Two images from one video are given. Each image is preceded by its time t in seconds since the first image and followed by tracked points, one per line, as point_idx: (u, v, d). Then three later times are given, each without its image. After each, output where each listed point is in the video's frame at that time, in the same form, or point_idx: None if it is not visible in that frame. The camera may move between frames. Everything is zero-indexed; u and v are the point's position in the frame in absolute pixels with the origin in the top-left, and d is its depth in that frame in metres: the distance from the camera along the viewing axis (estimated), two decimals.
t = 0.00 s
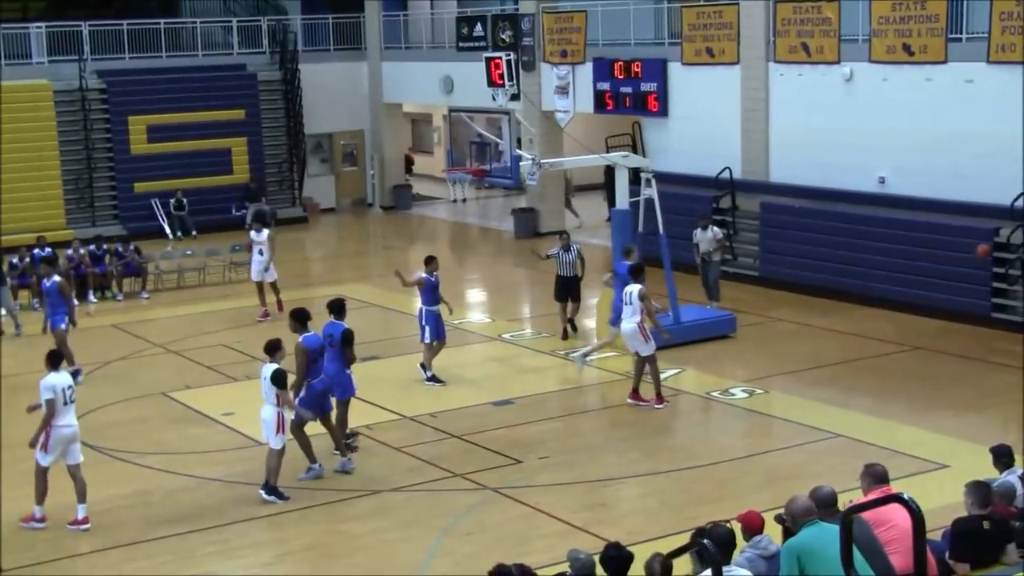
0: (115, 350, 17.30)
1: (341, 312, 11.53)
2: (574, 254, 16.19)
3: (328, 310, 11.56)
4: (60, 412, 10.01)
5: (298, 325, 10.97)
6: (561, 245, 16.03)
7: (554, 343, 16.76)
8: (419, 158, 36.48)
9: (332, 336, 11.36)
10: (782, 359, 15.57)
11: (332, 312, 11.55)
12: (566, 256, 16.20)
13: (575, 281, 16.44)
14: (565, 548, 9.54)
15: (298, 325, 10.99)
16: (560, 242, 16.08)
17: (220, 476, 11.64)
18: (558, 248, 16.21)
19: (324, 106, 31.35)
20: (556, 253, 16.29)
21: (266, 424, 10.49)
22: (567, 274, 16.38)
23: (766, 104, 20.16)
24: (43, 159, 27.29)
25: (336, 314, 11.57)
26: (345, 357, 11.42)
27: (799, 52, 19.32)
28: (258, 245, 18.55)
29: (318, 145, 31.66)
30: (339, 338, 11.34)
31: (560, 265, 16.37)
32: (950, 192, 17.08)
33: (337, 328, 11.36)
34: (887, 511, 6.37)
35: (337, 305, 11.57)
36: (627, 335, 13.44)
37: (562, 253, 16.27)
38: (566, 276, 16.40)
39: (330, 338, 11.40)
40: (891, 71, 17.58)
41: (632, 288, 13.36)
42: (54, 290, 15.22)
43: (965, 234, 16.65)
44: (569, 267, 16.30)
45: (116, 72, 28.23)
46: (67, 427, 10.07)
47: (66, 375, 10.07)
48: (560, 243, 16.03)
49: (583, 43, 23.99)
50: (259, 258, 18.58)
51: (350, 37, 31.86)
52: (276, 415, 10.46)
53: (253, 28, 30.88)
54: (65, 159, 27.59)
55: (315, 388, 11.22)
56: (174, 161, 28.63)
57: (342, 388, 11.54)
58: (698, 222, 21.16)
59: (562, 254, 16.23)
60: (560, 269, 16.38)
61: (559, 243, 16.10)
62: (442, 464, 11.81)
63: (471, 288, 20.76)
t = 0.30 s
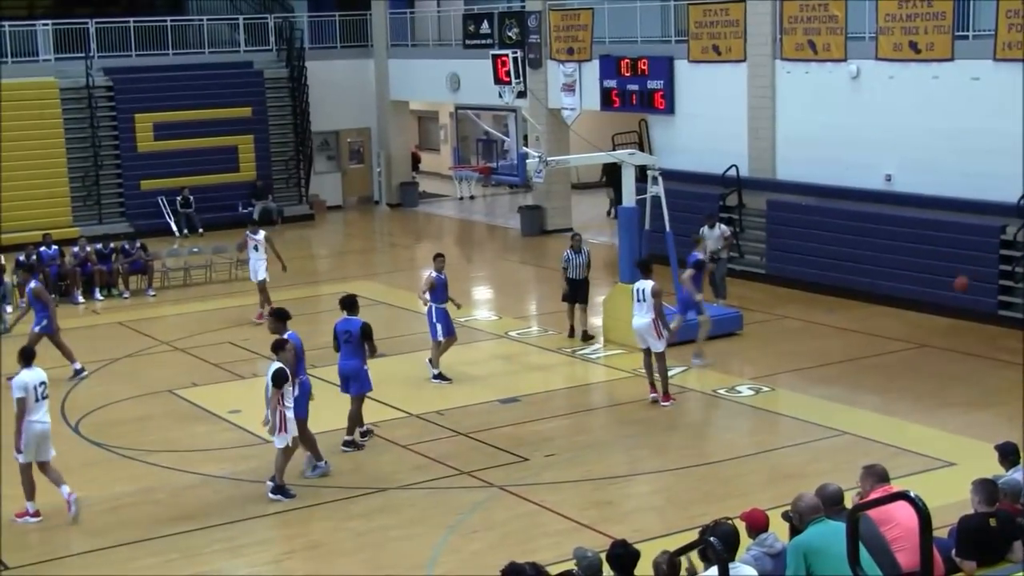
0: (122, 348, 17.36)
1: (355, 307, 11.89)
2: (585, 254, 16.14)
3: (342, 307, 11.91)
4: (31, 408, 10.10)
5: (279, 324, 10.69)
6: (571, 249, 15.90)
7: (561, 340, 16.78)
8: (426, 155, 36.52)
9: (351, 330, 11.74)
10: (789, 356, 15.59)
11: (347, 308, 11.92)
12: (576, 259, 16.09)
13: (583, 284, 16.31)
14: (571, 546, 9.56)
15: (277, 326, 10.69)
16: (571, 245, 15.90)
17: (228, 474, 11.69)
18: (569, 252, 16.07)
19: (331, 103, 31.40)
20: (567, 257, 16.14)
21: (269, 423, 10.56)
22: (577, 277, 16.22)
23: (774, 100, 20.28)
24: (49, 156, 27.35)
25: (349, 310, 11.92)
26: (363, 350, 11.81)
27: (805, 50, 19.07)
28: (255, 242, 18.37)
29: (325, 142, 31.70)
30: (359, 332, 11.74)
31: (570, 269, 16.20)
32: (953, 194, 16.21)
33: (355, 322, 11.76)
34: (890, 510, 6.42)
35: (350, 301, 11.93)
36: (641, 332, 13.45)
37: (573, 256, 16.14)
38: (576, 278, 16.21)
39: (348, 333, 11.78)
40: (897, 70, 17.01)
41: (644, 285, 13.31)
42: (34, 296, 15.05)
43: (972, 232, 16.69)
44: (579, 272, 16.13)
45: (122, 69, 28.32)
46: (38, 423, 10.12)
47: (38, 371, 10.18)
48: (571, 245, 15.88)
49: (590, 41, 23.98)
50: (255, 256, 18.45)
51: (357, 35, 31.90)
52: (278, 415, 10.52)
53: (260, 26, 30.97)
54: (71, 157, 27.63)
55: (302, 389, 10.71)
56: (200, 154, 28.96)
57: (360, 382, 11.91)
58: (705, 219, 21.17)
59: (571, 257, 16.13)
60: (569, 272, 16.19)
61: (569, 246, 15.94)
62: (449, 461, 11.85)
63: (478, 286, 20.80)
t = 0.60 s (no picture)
0: (129, 347, 17.38)
1: (368, 302, 12.11)
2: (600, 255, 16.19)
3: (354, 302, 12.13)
4: (4, 404, 10.05)
5: (251, 330, 10.70)
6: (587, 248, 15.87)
7: (568, 339, 16.78)
8: (433, 154, 36.53)
9: (366, 325, 11.99)
10: (796, 355, 15.58)
11: (359, 304, 12.13)
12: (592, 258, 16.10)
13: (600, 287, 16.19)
14: (578, 544, 9.58)
15: (248, 333, 10.69)
16: (587, 245, 15.90)
17: (235, 473, 11.71)
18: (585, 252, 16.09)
19: (338, 101, 31.44)
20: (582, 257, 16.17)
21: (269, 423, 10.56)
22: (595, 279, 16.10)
23: (781, 98, 20.22)
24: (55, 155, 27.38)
25: (361, 304, 12.12)
26: (379, 343, 12.09)
27: (813, 49, 19.36)
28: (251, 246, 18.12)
29: (332, 141, 31.72)
30: (374, 326, 12.00)
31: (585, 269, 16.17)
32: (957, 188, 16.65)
33: (369, 316, 12.00)
34: (896, 510, 6.40)
35: (361, 296, 12.15)
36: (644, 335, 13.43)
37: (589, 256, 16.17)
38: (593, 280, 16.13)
39: (362, 327, 12.03)
40: (906, 68, 17.08)
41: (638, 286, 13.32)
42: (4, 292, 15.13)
43: (979, 230, 16.69)
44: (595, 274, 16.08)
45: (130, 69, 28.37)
46: (13, 420, 10.04)
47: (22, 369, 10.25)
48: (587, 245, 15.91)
49: (598, 39, 24.00)
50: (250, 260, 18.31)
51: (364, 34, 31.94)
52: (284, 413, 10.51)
53: (267, 25, 31.02)
54: (79, 156, 27.65)
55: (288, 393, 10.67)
56: (180, 156, 28.71)
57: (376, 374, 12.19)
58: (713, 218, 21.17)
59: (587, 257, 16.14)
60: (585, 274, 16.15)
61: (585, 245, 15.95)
62: (456, 460, 11.86)
63: (485, 285, 20.81)
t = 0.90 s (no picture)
0: (137, 346, 17.41)
1: (386, 299, 12.17)
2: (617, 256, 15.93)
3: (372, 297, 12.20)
4: None
5: (223, 329, 10.72)
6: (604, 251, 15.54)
7: (575, 338, 16.76)
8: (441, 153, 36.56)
9: (382, 322, 12.08)
10: (804, 354, 15.56)
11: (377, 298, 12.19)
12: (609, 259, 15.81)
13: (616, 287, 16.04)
14: (585, 544, 9.58)
15: (220, 329, 10.72)
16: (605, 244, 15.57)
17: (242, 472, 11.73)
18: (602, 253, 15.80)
19: (345, 100, 31.45)
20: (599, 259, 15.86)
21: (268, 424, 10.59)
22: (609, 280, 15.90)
23: (789, 97, 20.21)
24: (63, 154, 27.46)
25: (380, 300, 12.19)
26: (395, 339, 12.19)
27: (821, 47, 18.98)
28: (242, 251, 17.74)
29: (339, 140, 31.77)
30: (390, 323, 12.08)
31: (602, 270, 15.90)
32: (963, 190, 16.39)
33: (385, 314, 12.08)
34: (904, 509, 6.41)
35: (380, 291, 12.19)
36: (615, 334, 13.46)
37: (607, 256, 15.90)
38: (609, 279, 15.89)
39: (378, 323, 12.14)
40: (914, 67, 16.83)
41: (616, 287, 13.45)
42: None
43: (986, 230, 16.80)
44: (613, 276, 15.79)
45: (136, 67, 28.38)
46: None
47: (5, 365, 10.75)
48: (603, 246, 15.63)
49: (605, 38, 23.98)
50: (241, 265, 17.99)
51: (372, 33, 31.97)
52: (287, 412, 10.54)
53: (275, 24, 31.00)
54: (86, 155, 27.76)
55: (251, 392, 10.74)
56: (183, 155, 28.74)
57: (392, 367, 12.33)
58: (721, 217, 21.15)
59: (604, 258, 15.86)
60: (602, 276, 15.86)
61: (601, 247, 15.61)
62: (463, 459, 11.87)
63: (493, 284, 20.81)
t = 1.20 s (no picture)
0: (141, 346, 17.44)
1: (406, 294, 12.55)
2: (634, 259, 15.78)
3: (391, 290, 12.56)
4: None
5: (190, 337, 10.51)
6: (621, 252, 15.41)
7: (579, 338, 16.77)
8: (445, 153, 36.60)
9: (399, 313, 12.39)
10: (808, 354, 15.56)
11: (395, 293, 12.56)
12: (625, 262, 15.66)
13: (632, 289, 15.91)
14: (588, 543, 9.59)
15: (188, 338, 10.51)
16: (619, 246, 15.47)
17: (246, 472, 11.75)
18: (618, 255, 15.65)
19: (350, 100, 31.49)
20: (615, 261, 15.72)
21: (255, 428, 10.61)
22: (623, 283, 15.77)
23: (793, 97, 20.20)
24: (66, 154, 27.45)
25: (399, 294, 12.56)
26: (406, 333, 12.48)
27: (825, 47, 19.31)
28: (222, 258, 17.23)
29: (343, 139, 31.74)
30: (406, 316, 12.41)
31: (619, 273, 15.75)
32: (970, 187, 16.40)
33: (404, 306, 12.42)
34: (907, 508, 6.42)
35: (399, 286, 12.59)
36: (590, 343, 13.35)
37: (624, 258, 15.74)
38: (624, 283, 15.77)
39: (393, 315, 12.44)
40: (917, 66, 16.86)
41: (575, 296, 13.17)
42: None
43: (991, 229, 16.77)
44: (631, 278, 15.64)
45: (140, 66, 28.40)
46: None
47: None
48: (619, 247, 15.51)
49: (610, 38, 24.00)
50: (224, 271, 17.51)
51: (376, 32, 31.98)
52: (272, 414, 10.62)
53: (279, 23, 30.99)
54: (90, 155, 27.75)
55: (213, 403, 10.59)
56: (181, 155, 28.69)
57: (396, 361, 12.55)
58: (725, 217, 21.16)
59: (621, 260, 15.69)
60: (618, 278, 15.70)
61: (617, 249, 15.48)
62: (467, 459, 11.89)
63: (497, 284, 20.83)
